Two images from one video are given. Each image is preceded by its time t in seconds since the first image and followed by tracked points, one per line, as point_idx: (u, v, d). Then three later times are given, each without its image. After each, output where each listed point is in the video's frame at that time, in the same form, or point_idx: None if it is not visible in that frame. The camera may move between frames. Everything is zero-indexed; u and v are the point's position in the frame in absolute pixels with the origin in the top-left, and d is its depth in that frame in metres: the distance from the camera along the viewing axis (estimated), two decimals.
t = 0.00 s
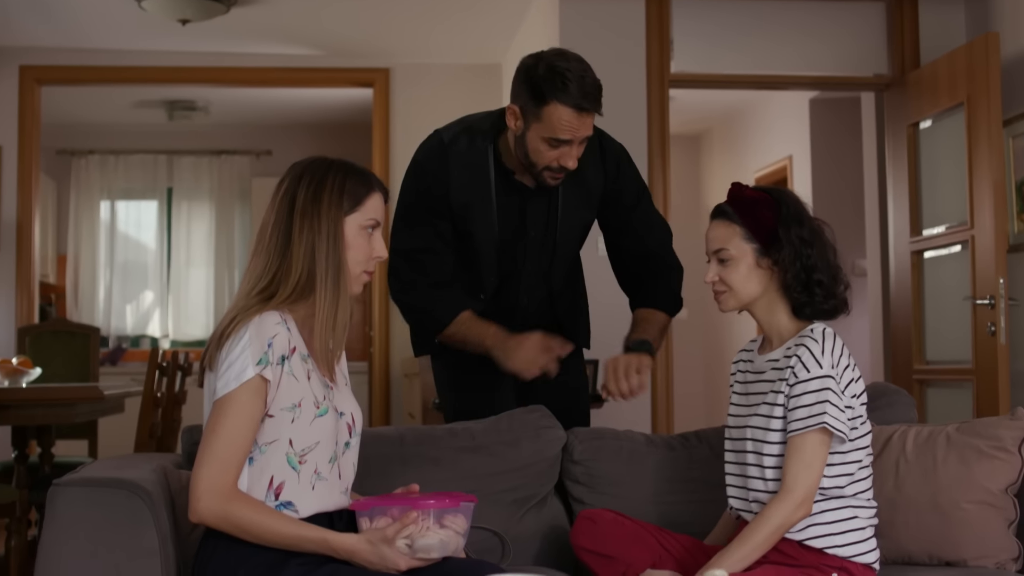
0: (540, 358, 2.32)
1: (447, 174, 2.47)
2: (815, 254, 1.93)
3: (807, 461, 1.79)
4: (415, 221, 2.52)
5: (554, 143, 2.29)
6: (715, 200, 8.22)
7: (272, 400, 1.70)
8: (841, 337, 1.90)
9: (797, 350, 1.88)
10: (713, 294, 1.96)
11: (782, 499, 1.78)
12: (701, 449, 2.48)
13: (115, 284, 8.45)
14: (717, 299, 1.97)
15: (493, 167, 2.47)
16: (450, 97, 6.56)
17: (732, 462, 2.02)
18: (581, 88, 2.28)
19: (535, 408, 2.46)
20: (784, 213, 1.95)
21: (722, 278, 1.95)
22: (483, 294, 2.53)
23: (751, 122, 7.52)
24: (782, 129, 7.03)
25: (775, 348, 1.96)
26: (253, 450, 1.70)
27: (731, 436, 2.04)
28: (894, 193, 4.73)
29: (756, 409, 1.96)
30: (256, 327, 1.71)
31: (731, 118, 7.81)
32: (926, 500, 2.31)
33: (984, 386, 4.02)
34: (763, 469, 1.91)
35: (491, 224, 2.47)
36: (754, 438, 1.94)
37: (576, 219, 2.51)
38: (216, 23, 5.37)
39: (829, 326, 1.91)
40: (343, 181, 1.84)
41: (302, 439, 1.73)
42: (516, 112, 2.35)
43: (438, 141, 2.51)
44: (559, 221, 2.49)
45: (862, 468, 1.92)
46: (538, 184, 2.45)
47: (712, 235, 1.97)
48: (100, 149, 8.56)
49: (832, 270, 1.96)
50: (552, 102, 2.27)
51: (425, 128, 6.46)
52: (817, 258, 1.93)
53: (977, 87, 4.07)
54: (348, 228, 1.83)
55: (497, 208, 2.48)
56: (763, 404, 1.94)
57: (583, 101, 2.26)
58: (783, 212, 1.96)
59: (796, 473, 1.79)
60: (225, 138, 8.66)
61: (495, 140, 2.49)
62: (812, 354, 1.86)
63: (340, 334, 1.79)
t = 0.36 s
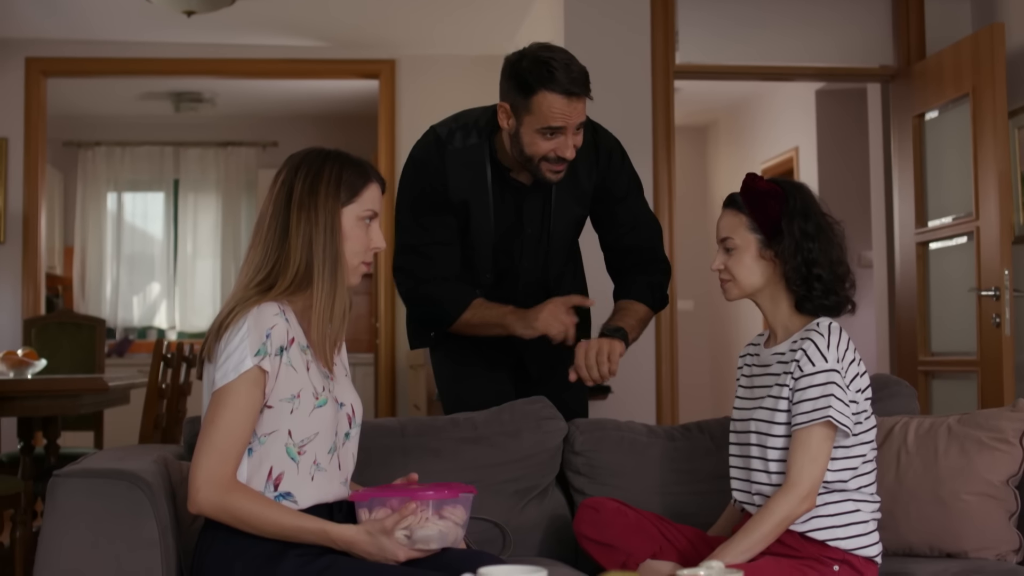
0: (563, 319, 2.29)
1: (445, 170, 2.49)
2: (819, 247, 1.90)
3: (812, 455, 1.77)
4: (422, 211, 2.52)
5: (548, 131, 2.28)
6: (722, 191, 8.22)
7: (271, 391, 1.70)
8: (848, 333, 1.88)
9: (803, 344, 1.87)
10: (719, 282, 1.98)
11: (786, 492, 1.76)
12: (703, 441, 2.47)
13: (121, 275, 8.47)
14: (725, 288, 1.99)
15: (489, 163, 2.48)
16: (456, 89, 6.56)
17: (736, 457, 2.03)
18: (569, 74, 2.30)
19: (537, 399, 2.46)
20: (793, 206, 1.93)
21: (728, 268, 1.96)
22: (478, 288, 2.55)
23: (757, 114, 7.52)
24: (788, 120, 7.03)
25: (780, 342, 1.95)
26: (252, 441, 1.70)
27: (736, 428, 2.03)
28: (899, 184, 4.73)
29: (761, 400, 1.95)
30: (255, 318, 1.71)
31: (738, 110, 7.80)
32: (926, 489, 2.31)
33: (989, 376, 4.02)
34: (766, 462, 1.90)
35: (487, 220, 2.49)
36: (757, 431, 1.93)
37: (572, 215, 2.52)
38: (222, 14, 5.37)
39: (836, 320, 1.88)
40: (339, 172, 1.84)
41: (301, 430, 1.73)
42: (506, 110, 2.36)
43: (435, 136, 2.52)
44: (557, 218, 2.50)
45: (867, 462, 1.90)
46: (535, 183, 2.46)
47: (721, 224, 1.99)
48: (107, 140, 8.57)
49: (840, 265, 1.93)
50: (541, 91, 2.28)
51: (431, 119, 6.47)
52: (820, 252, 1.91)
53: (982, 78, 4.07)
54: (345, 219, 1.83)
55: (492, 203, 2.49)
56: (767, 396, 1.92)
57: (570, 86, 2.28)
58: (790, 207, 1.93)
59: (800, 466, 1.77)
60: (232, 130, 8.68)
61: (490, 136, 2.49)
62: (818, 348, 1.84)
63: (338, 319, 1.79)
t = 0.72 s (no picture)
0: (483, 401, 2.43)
1: (442, 169, 2.51)
2: (807, 238, 1.89)
3: (810, 446, 1.77)
4: (413, 216, 2.57)
5: (550, 133, 2.29)
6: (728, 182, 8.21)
7: (271, 383, 1.70)
8: (842, 323, 1.89)
9: (798, 335, 1.87)
10: (713, 277, 1.97)
11: (786, 483, 1.76)
12: (704, 433, 2.47)
13: (128, 266, 8.48)
14: (719, 281, 1.99)
15: (490, 162, 2.51)
16: (461, 80, 6.56)
17: (734, 449, 2.02)
18: (568, 73, 2.30)
19: (536, 396, 2.46)
20: (780, 197, 1.92)
21: (720, 262, 1.96)
22: (477, 285, 2.59)
23: (763, 105, 7.51)
24: (794, 112, 7.03)
25: (777, 333, 1.95)
26: (252, 432, 1.70)
27: (736, 422, 2.03)
28: (905, 176, 4.73)
29: (760, 393, 1.95)
30: (255, 309, 1.72)
31: (745, 101, 7.80)
32: (926, 481, 2.30)
33: (995, 367, 4.01)
34: (764, 455, 1.90)
35: (489, 218, 2.51)
36: (755, 423, 1.93)
37: (573, 213, 2.54)
38: (226, 5, 5.37)
39: (830, 311, 1.89)
40: (342, 163, 1.83)
41: (301, 422, 1.74)
42: (506, 111, 2.36)
43: (434, 134, 2.54)
44: (557, 216, 2.53)
45: (865, 452, 1.90)
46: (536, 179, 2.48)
47: (712, 219, 1.98)
48: (113, 131, 8.59)
49: (830, 256, 1.92)
50: (542, 93, 2.28)
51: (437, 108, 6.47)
52: (809, 243, 1.90)
53: (987, 68, 4.06)
54: (347, 210, 1.83)
55: (493, 202, 2.51)
56: (764, 388, 1.92)
57: (570, 87, 2.28)
58: (780, 197, 1.93)
59: (799, 457, 1.77)
60: (239, 121, 8.68)
61: (490, 134, 2.51)
62: (811, 339, 1.84)
63: (340, 312, 1.79)
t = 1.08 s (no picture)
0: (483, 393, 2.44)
1: (446, 161, 2.51)
2: (797, 230, 1.89)
3: (808, 439, 1.77)
4: (415, 207, 2.58)
5: (556, 130, 2.28)
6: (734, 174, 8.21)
7: (271, 375, 1.70)
8: (835, 315, 1.89)
9: (790, 329, 1.87)
10: (705, 270, 1.97)
11: (785, 477, 1.75)
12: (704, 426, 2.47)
13: (133, 259, 8.50)
14: (710, 274, 1.98)
15: (494, 155, 2.51)
16: (466, 72, 6.56)
17: (731, 442, 2.02)
18: (574, 69, 2.29)
19: (538, 388, 2.46)
20: (770, 190, 1.92)
21: (711, 255, 1.95)
22: (480, 277, 2.59)
23: (769, 97, 7.50)
24: (800, 104, 7.02)
25: (770, 326, 1.95)
26: (252, 424, 1.70)
27: (732, 417, 2.03)
28: (910, 168, 4.72)
29: (756, 387, 1.95)
30: (255, 302, 1.72)
31: (750, 93, 7.79)
32: (926, 474, 2.30)
33: (998, 360, 4.02)
34: (760, 450, 1.90)
35: (492, 210, 2.51)
36: (750, 417, 1.93)
37: (577, 207, 2.54)
38: None
39: (822, 303, 1.89)
40: (346, 156, 1.84)
41: (300, 415, 1.74)
42: (510, 106, 2.36)
43: (439, 124, 2.54)
44: (560, 210, 2.52)
45: (862, 443, 1.89)
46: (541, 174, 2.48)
47: (704, 213, 1.98)
48: (119, 124, 8.60)
49: (820, 247, 1.91)
50: (547, 89, 2.27)
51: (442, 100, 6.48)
52: (799, 235, 1.89)
53: (992, 60, 4.06)
54: (351, 204, 1.83)
55: (497, 194, 2.51)
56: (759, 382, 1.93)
57: (576, 83, 2.27)
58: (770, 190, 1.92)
59: (797, 450, 1.76)
60: (245, 113, 8.68)
61: (495, 128, 2.51)
62: (804, 332, 1.84)
63: (341, 306, 1.79)
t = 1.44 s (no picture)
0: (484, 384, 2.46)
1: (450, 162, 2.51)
2: (792, 221, 1.88)
3: (809, 433, 1.77)
4: (420, 205, 2.57)
5: (560, 139, 2.29)
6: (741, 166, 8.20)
7: (271, 368, 1.70)
8: (835, 308, 1.89)
9: (792, 323, 1.87)
10: (705, 263, 1.98)
11: (787, 471, 1.75)
12: (706, 418, 2.47)
13: (139, 251, 8.50)
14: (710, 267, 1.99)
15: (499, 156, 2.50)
16: (471, 66, 6.55)
17: (731, 436, 2.02)
18: (579, 78, 2.28)
19: (537, 381, 2.48)
20: (766, 181, 1.91)
21: (711, 248, 1.96)
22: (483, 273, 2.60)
23: (775, 89, 7.50)
24: (805, 97, 7.01)
25: (768, 320, 1.96)
26: (252, 417, 1.70)
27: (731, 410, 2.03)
28: (914, 160, 4.72)
29: (757, 380, 1.95)
30: (256, 295, 1.72)
31: (756, 86, 7.78)
32: (927, 467, 2.30)
33: (1003, 352, 4.02)
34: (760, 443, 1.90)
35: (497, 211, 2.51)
36: (750, 411, 1.93)
37: (584, 208, 2.53)
38: None
39: (822, 296, 1.89)
40: (349, 150, 1.83)
41: (300, 408, 1.74)
42: (516, 112, 2.38)
43: (445, 124, 2.53)
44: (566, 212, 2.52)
45: (861, 438, 1.90)
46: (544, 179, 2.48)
47: (703, 205, 1.98)
48: (124, 117, 8.61)
49: (818, 239, 1.90)
50: (552, 98, 2.27)
51: (447, 93, 6.48)
52: (795, 227, 1.88)
53: (997, 52, 4.05)
54: (353, 198, 1.82)
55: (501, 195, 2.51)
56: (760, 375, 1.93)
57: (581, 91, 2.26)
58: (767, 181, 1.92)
59: (799, 444, 1.76)
60: (251, 106, 8.68)
61: (501, 131, 2.50)
62: (806, 326, 1.84)
63: (344, 299, 1.79)
